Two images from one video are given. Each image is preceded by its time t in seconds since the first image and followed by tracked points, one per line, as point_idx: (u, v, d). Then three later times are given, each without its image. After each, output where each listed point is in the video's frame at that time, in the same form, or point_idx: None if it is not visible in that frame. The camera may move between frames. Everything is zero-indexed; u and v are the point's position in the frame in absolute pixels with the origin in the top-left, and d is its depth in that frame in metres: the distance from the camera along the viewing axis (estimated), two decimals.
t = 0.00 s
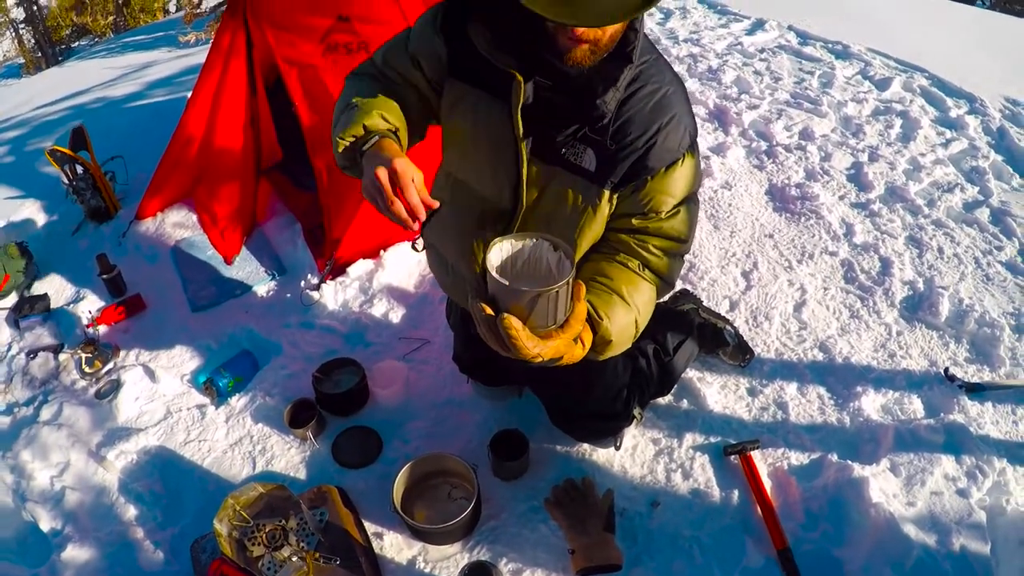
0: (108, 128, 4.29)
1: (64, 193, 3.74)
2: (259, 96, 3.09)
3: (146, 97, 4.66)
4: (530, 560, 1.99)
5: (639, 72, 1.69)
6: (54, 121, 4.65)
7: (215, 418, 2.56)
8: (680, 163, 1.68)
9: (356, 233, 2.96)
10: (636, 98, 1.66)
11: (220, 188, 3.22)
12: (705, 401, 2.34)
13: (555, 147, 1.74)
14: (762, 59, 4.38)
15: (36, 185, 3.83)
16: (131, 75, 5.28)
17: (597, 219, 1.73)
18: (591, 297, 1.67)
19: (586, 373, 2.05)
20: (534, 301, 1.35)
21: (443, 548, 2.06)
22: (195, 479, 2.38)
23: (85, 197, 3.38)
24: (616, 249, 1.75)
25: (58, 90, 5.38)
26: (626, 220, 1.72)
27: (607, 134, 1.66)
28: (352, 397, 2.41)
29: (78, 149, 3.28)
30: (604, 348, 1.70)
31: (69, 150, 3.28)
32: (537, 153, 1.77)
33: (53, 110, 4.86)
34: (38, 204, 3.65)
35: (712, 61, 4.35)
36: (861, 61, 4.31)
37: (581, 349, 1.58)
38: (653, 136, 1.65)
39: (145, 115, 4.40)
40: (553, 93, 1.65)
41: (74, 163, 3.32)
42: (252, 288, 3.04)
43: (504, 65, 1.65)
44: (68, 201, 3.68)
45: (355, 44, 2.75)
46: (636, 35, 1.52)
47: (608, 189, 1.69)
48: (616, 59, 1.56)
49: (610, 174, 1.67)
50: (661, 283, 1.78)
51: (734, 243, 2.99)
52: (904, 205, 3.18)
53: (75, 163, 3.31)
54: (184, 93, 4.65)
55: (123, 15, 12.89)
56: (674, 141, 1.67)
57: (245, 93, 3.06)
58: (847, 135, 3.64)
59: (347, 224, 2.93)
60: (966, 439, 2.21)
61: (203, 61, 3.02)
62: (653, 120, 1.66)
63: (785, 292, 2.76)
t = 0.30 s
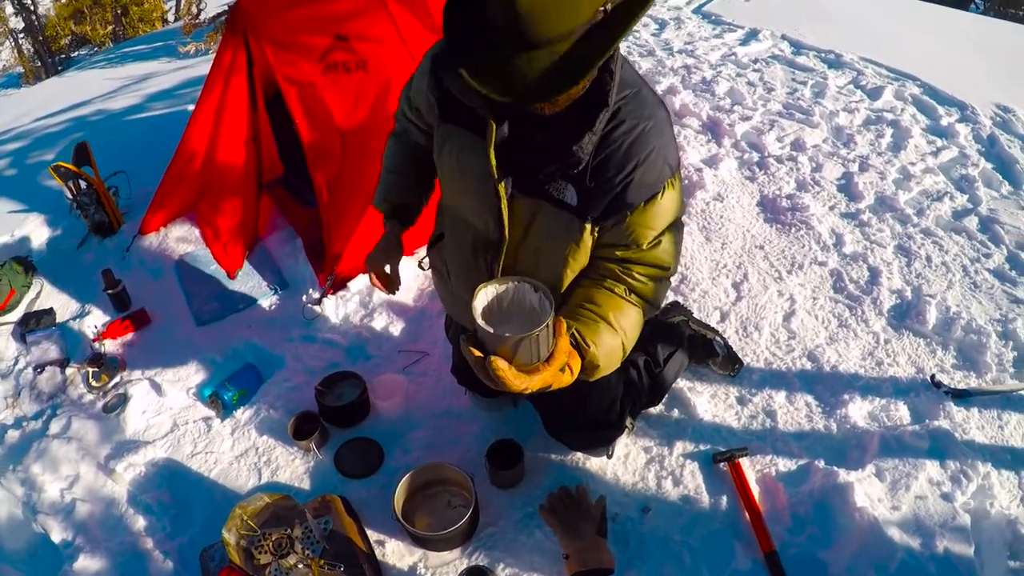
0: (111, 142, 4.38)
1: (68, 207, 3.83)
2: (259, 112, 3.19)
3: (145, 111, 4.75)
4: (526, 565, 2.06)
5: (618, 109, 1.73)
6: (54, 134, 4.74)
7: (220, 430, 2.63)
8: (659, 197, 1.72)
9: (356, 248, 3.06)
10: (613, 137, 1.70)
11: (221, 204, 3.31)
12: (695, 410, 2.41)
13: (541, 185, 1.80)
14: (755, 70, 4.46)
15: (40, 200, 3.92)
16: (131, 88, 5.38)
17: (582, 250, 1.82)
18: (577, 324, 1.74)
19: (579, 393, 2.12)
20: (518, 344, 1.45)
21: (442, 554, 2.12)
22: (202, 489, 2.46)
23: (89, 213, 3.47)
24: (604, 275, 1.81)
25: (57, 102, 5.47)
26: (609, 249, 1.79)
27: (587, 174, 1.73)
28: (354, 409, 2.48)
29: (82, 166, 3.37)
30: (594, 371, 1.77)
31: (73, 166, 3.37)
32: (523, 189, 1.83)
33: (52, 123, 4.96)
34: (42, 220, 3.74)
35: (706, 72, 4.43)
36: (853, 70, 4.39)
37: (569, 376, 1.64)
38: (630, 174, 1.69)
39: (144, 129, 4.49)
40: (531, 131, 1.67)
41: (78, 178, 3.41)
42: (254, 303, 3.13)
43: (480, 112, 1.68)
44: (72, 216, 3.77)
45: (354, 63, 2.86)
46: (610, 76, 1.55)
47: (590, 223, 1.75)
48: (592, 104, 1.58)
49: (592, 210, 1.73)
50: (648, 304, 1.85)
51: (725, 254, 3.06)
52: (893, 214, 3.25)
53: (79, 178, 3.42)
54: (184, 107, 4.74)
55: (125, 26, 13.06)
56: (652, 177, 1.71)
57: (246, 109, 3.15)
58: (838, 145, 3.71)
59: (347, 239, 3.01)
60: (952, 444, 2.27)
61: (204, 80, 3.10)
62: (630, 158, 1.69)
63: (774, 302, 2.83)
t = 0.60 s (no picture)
0: (114, 151, 4.45)
1: (72, 217, 3.90)
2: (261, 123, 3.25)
3: (148, 120, 4.82)
4: (526, 566, 2.10)
5: (597, 125, 1.71)
6: (55, 143, 4.81)
7: (226, 435, 2.68)
8: (647, 211, 1.69)
9: (357, 257, 3.09)
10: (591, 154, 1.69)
11: (225, 213, 3.39)
12: (691, 414, 2.45)
13: (531, 208, 1.84)
14: (752, 76, 4.51)
15: (44, 210, 3.99)
16: (131, 96, 5.44)
17: (577, 267, 1.87)
18: (581, 335, 1.81)
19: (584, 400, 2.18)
20: (515, 368, 1.52)
21: (444, 555, 2.17)
22: (207, 493, 2.51)
23: (92, 222, 3.53)
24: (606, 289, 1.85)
25: (59, 111, 5.54)
26: (602, 261, 1.81)
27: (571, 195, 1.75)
28: (357, 415, 2.53)
29: (86, 176, 3.43)
30: (601, 377, 1.85)
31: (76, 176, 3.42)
32: (515, 213, 1.88)
33: (53, 132, 5.03)
34: (45, 229, 3.81)
35: (703, 79, 4.49)
36: (849, 76, 4.44)
37: (572, 389, 1.72)
38: (611, 193, 1.67)
39: (147, 138, 4.56)
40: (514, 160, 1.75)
41: (81, 188, 3.46)
42: (258, 310, 3.19)
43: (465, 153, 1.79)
44: (75, 225, 3.83)
45: (355, 75, 2.92)
46: (579, 101, 1.65)
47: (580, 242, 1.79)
48: (563, 129, 1.67)
49: (578, 230, 1.76)
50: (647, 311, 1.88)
51: (722, 260, 3.11)
52: (889, 220, 3.29)
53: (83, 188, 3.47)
54: (186, 116, 4.81)
55: (125, 34, 13.17)
56: (637, 192, 1.68)
57: (249, 120, 3.21)
58: (834, 151, 3.76)
59: (349, 247, 3.06)
60: (945, 447, 2.31)
61: (207, 92, 3.16)
62: (610, 176, 1.67)
63: (770, 308, 2.87)
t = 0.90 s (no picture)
0: (115, 153, 4.45)
1: (73, 218, 3.91)
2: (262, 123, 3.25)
3: (149, 122, 4.83)
4: (530, 563, 2.11)
5: (638, 139, 1.67)
6: (56, 145, 4.82)
7: (229, 434, 2.68)
8: (686, 224, 1.68)
9: (359, 256, 3.09)
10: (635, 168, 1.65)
11: (227, 214, 3.39)
12: (695, 411, 2.45)
13: (567, 219, 1.81)
14: (752, 76, 4.53)
15: (44, 212, 4.00)
16: (132, 98, 5.45)
17: (615, 278, 1.88)
18: (616, 345, 1.80)
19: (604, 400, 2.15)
20: (551, 377, 1.52)
21: (449, 552, 2.17)
22: (210, 493, 2.51)
23: (94, 224, 3.53)
24: (641, 301, 1.83)
25: (60, 113, 5.55)
26: (639, 272, 1.79)
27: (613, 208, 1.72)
28: (361, 413, 2.53)
29: (87, 178, 3.44)
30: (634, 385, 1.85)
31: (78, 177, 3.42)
32: (550, 222, 1.85)
33: (53, 134, 5.03)
34: (47, 231, 3.82)
35: (703, 79, 4.50)
36: (850, 75, 4.45)
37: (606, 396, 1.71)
38: (654, 209, 1.65)
39: (148, 139, 4.57)
40: (557, 171, 1.72)
41: (83, 189, 3.46)
42: (260, 309, 3.19)
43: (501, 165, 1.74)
44: (76, 226, 3.84)
45: (356, 74, 2.92)
46: (625, 119, 1.58)
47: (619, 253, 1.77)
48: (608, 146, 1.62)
49: (619, 243, 1.75)
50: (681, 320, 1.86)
51: (724, 259, 3.11)
52: (890, 218, 3.29)
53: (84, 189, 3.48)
54: (187, 117, 4.82)
55: (125, 36, 13.19)
56: (678, 207, 1.66)
57: (249, 120, 3.21)
58: (836, 150, 3.77)
59: (351, 247, 3.06)
60: (948, 444, 2.31)
61: (207, 92, 3.15)
62: (652, 192, 1.64)
63: (772, 305, 2.87)
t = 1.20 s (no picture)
0: (115, 150, 4.45)
1: (74, 214, 3.91)
2: (263, 118, 3.25)
3: (149, 120, 4.82)
4: (530, 555, 2.10)
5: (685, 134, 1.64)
6: (56, 143, 4.82)
7: (228, 427, 2.68)
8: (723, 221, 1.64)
9: (359, 249, 3.09)
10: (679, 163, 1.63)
11: (227, 209, 3.39)
12: (695, 403, 2.44)
13: (605, 212, 1.78)
14: (752, 72, 4.51)
15: (44, 208, 4.01)
16: (132, 96, 5.45)
17: (647, 272, 1.82)
18: (629, 332, 1.74)
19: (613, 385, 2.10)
20: (557, 359, 1.48)
21: (448, 543, 2.17)
22: (210, 485, 2.50)
23: (94, 219, 3.53)
24: (664, 296, 1.78)
25: (60, 112, 5.55)
26: (668, 266, 1.75)
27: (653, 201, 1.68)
28: (361, 405, 2.52)
29: (87, 173, 3.44)
30: (643, 375, 1.79)
31: (78, 173, 3.42)
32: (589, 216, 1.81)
33: (54, 132, 5.03)
34: (48, 227, 3.82)
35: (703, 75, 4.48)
36: (850, 71, 4.44)
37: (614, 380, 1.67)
38: (696, 204, 1.62)
39: (148, 136, 4.57)
40: (606, 164, 1.71)
41: (83, 185, 3.46)
42: (260, 304, 3.18)
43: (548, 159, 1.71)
44: (77, 222, 3.84)
45: (356, 68, 2.92)
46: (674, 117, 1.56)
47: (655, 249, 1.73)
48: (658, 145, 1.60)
49: (656, 238, 1.70)
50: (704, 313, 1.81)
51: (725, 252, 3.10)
52: (890, 212, 3.28)
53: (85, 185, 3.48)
54: (186, 115, 4.81)
55: (125, 35, 13.12)
56: (718, 204, 1.63)
57: (250, 115, 3.21)
58: (835, 145, 3.75)
59: (351, 241, 3.05)
60: (949, 436, 2.30)
61: (208, 87, 3.15)
62: (695, 191, 1.61)
63: (773, 298, 2.86)
